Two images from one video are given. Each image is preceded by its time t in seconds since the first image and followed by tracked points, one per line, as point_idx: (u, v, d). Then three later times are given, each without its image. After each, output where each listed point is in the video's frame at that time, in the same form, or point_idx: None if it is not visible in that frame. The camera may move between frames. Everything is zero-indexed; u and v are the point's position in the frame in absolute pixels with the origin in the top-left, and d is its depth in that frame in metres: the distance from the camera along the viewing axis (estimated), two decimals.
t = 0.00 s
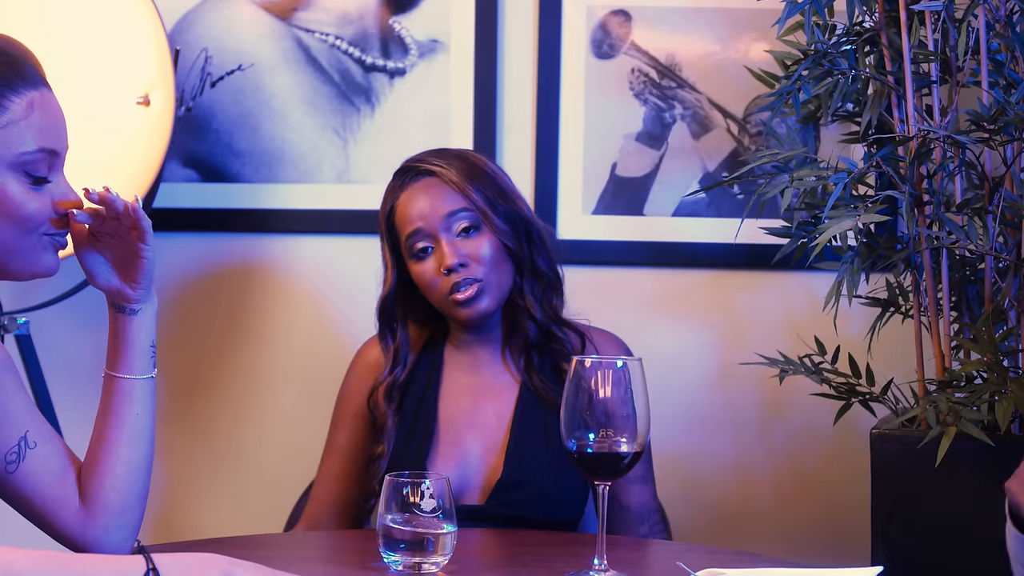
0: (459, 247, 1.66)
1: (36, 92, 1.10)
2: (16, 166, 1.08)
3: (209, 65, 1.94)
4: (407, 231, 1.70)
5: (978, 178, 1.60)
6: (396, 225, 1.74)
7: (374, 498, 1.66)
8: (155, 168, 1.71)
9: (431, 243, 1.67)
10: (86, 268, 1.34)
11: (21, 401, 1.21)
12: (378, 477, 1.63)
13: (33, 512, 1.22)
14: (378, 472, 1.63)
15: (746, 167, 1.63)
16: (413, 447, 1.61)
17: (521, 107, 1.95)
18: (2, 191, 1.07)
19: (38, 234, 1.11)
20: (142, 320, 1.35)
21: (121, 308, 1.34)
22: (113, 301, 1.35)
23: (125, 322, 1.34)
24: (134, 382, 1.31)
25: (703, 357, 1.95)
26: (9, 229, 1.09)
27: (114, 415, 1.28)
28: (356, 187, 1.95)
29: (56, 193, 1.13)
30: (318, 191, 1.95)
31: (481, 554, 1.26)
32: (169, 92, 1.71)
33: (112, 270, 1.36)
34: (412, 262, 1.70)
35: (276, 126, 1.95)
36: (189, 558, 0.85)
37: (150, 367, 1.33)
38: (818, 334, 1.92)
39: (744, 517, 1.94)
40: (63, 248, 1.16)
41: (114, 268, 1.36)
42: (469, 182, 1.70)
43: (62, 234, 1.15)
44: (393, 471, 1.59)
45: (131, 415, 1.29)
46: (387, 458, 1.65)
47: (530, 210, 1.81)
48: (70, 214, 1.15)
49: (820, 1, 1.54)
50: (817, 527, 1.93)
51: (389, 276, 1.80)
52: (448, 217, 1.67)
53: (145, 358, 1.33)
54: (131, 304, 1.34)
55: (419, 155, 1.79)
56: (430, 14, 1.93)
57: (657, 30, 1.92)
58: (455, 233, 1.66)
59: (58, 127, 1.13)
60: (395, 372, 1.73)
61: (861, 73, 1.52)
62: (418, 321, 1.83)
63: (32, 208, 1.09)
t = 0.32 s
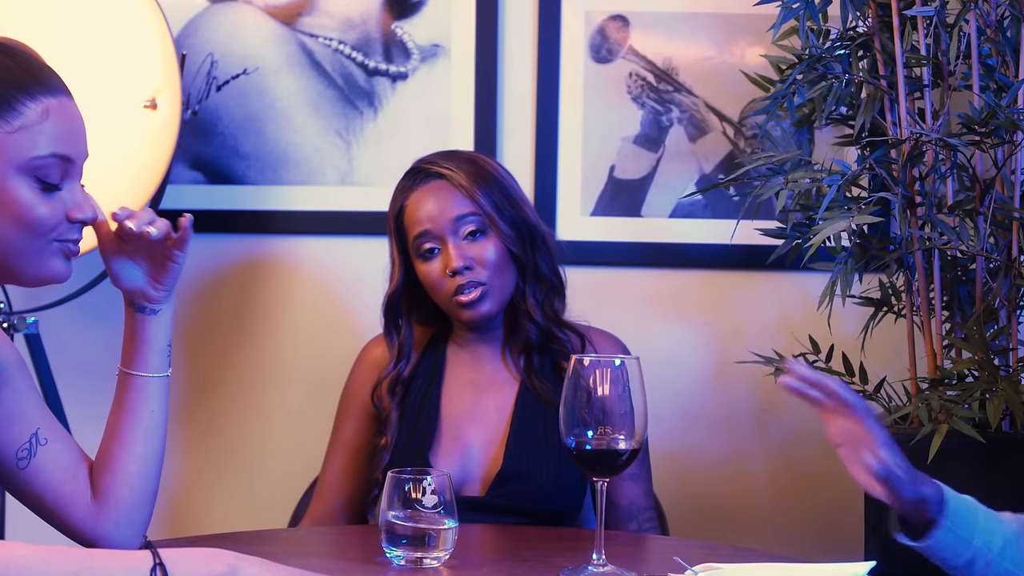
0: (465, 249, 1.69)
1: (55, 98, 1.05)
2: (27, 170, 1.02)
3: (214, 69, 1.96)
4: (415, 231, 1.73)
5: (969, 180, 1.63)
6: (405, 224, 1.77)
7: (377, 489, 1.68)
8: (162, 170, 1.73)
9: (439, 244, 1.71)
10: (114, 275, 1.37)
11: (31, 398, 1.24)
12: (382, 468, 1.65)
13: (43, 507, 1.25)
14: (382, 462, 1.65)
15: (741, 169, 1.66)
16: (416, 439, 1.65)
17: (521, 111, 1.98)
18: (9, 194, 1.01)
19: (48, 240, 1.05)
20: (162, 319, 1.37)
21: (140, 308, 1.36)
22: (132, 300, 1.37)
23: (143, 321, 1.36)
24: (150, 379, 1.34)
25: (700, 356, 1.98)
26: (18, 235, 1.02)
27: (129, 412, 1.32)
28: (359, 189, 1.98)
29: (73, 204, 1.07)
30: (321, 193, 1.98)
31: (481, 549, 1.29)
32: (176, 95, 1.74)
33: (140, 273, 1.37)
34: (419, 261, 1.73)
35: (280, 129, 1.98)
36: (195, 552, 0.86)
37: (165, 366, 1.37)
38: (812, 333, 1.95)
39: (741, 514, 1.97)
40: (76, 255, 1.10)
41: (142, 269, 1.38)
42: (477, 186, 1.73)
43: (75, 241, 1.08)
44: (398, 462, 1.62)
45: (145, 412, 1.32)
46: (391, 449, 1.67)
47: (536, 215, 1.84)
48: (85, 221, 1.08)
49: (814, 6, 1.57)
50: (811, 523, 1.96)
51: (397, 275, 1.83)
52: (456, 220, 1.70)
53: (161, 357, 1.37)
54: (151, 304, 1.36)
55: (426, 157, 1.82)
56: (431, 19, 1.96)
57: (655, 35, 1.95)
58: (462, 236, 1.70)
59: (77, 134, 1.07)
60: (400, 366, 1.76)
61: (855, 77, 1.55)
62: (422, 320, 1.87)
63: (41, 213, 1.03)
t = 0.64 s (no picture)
0: (471, 251, 1.73)
1: (101, 140, 1.07)
2: (61, 207, 1.04)
3: (220, 73, 2.00)
4: (424, 230, 1.77)
5: (961, 182, 1.66)
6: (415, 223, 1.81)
7: (378, 477, 1.72)
8: (168, 173, 1.79)
9: (446, 244, 1.74)
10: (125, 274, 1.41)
11: (37, 396, 1.30)
12: (386, 458, 1.69)
13: (46, 501, 1.30)
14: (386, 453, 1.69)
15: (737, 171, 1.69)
16: (420, 431, 1.68)
17: (521, 114, 2.01)
18: (36, 225, 1.03)
19: (61, 270, 1.07)
20: (168, 318, 1.42)
21: (148, 306, 1.41)
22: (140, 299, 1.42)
23: (149, 319, 1.41)
24: (154, 377, 1.40)
25: (697, 354, 2.01)
26: (38, 262, 1.04)
27: (134, 409, 1.38)
28: (362, 191, 2.02)
29: (91, 239, 1.08)
30: (324, 194, 2.02)
31: (481, 544, 1.32)
32: (181, 100, 1.80)
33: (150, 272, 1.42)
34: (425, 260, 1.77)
35: (284, 132, 2.01)
36: (201, 548, 0.89)
37: (170, 364, 1.42)
38: (807, 332, 1.98)
39: (736, 511, 2.00)
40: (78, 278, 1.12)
41: (154, 268, 1.43)
42: (487, 190, 1.77)
43: (81, 269, 1.10)
44: (403, 453, 1.66)
45: (150, 409, 1.38)
46: (394, 440, 1.70)
47: (543, 222, 1.87)
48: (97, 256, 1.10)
49: (809, 12, 1.61)
50: (805, 519, 1.99)
51: (403, 270, 1.86)
52: (464, 223, 1.74)
53: (165, 355, 1.41)
54: (159, 303, 1.41)
55: (434, 159, 1.86)
56: (434, 24, 1.99)
57: (653, 39, 1.98)
58: (469, 239, 1.74)
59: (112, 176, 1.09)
60: (405, 359, 1.80)
61: (848, 81, 1.58)
62: (427, 316, 1.89)
63: (62, 246, 1.05)
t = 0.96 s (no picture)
0: (474, 247, 1.78)
1: (132, 179, 1.12)
2: (76, 232, 1.07)
3: (226, 77, 2.03)
4: (430, 222, 1.81)
5: (952, 184, 1.69)
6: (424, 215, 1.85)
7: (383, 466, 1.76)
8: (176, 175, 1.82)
9: (450, 237, 1.79)
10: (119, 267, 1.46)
11: (47, 394, 1.34)
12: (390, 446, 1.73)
13: (58, 498, 1.35)
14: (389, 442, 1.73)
15: (732, 174, 1.73)
16: (423, 422, 1.72)
17: (521, 117, 2.04)
18: (45, 242, 1.05)
19: (53, 298, 1.08)
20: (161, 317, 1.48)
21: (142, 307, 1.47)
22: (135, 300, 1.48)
23: (146, 319, 1.47)
24: (151, 375, 1.45)
25: (693, 354, 2.04)
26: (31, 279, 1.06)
27: (135, 408, 1.43)
28: (364, 192, 2.05)
29: (96, 272, 1.11)
30: (327, 196, 2.05)
31: (481, 538, 1.36)
32: (188, 104, 1.83)
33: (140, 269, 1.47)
34: (429, 251, 1.82)
35: (288, 135, 2.04)
36: (206, 542, 0.94)
37: (166, 362, 1.47)
38: (801, 331, 2.02)
39: (732, 508, 2.03)
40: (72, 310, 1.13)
41: (141, 269, 1.47)
42: (496, 191, 1.81)
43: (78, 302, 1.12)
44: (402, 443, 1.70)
45: (149, 406, 1.43)
46: (397, 429, 1.75)
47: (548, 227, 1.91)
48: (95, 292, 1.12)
49: (803, 17, 1.64)
50: (800, 516, 2.03)
51: (409, 262, 1.90)
52: (470, 219, 1.78)
53: (161, 353, 1.47)
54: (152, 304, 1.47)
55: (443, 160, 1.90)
56: (435, 29, 2.03)
57: (651, 43, 2.01)
58: (473, 234, 1.78)
59: (132, 217, 1.13)
60: (407, 348, 1.86)
61: (842, 85, 1.61)
62: (428, 313, 1.93)
63: (67, 270, 1.07)
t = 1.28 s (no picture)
0: (481, 239, 1.82)
1: (143, 173, 1.15)
2: (90, 226, 1.10)
3: (231, 82, 2.06)
4: (438, 212, 1.86)
5: (943, 186, 1.72)
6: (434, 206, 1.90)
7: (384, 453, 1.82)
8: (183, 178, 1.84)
9: (457, 227, 1.83)
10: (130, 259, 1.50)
11: (62, 394, 1.41)
12: (391, 435, 1.79)
13: (71, 494, 1.40)
14: (391, 430, 1.79)
15: (728, 175, 1.76)
16: (422, 423, 1.75)
17: (521, 120, 2.08)
18: (61, 237, 1.08)
19: (71, 296, 1.12)
20: (167, 316, 1.52)
21: (149, 305, 1.50)
22: (142, 298, 1.51)
23: (152, 317, 1.51)
24: (159, 374, 1.48)
25: (690, 353, 2.07)
26: (51, 276, 1.10)
27: (144, 406, 1.46)
28: (367, 194, 2.08)
29: (114, 270, 1.13)
30: (330, 198, 2.08)
31: (482, 534, 1.39)
32: (194, 107, 1.86)
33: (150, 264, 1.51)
34: (436, 239, 1.86)
35: (293, 138, 2.08)
36: (212, 537, 0.98)
37: (173, 360, 1.50)
38: (795, 330, 2.05)
39: (728, 505, 2.07)
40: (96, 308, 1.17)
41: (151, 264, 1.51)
42: (508, 189, 1.86)
43: (98, 298, 1.15)
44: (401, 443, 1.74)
45: (158, 404, 1.47)
46: (397, 419, 1.81)
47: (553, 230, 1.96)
48: (114, 289, 1.14)
49: (797, 23, 1.67)
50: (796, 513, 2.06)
51: (416, 250, 1.95)
52: (479, 211, 1.83)
53: (169, 351, 1.50)
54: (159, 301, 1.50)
55: (453, 159, 1.95)
56: (437, 34, 2.06)
57: (648, 48, 2.05)
58: (481, 227, 1.83)
59: (147, 211, 1.16)
60: (411, 336, 1.90)
61: (835, 89, 1.65)
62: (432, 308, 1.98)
63: (84, 265, 1.10)
